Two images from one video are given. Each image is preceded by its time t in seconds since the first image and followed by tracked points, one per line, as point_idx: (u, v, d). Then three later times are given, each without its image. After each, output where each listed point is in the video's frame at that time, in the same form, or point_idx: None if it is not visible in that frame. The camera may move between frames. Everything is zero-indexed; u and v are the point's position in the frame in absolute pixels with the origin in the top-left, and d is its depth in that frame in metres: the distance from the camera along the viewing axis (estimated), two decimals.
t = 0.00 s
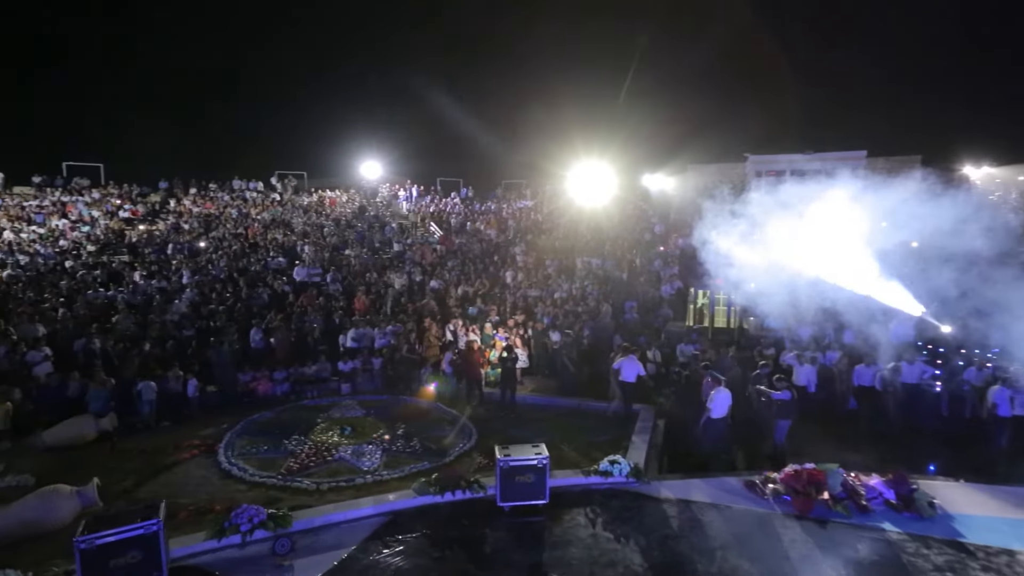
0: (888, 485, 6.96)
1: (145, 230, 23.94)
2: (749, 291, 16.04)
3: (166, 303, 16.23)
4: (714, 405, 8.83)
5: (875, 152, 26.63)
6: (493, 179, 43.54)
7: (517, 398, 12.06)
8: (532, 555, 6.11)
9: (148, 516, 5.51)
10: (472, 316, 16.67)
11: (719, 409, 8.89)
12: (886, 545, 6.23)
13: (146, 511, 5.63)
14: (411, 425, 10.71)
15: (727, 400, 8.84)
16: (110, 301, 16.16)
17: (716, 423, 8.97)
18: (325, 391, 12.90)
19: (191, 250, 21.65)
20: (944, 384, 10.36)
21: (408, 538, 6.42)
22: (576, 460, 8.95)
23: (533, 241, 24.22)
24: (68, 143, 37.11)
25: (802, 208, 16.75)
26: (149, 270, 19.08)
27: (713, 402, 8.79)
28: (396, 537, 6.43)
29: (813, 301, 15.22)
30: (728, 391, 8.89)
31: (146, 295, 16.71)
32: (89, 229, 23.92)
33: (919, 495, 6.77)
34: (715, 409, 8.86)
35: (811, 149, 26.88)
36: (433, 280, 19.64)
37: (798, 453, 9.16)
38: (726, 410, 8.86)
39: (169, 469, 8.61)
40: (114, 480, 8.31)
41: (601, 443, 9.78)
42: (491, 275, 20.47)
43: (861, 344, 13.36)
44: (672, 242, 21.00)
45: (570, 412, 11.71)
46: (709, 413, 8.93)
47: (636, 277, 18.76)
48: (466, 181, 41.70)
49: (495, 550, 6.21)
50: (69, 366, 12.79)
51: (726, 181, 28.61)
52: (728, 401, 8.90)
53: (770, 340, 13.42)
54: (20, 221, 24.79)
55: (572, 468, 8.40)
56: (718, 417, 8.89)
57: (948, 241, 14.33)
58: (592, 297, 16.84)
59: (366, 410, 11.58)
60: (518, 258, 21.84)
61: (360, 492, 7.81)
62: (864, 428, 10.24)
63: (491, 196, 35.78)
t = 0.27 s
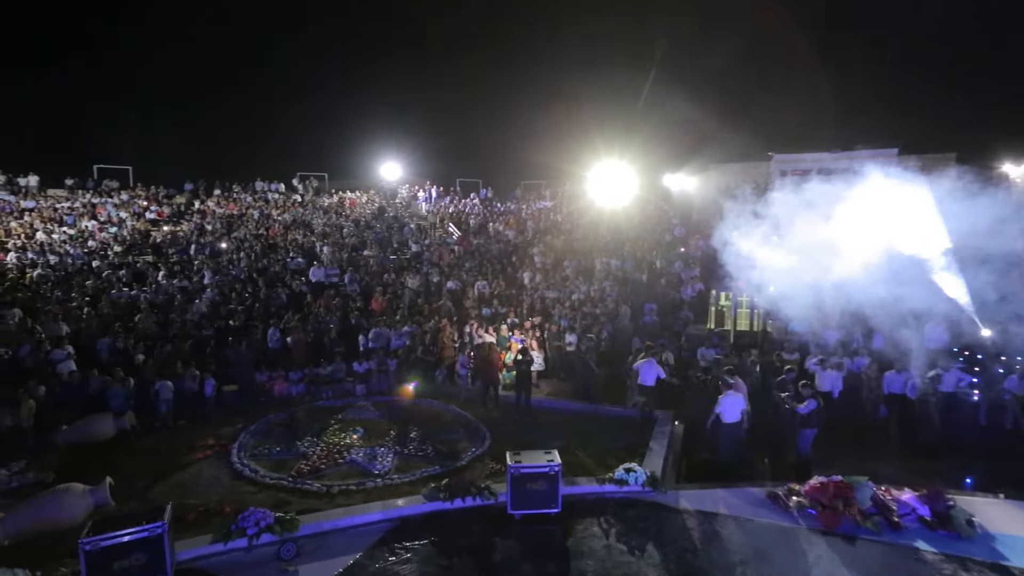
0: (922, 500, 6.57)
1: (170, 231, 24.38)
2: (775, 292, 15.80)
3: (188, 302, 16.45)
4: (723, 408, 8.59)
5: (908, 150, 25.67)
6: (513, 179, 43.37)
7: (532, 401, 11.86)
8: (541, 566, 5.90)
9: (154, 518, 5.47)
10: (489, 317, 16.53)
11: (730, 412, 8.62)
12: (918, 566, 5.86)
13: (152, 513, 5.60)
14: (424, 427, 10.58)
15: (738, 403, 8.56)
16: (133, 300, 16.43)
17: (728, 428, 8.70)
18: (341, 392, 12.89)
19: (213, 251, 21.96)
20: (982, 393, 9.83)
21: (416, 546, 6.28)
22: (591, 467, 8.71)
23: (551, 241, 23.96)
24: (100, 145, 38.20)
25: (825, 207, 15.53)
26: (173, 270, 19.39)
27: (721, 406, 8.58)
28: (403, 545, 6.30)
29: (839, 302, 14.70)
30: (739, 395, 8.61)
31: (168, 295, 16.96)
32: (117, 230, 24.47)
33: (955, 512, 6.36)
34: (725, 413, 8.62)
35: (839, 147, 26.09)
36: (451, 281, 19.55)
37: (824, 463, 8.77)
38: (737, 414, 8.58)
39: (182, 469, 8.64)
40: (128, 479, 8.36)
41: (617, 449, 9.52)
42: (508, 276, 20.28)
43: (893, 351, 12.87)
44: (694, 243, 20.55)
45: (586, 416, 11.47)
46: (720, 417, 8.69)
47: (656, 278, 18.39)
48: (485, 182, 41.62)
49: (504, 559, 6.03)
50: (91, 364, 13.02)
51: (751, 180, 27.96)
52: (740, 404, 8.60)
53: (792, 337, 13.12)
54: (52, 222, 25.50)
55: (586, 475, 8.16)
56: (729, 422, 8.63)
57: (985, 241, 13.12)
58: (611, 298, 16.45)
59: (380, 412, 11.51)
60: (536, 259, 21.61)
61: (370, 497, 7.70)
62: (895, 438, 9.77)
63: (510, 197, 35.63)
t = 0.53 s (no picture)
0: (953, 517, 6.22)
1: (187, 232, 24.65)
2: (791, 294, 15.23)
3: (202, 302, 16.55)
4: (735, 414, 8.45)
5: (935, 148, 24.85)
6: (528, 181, 43.14)
7: (542, 405, 11.64)
8: None
9: (152, 522, 5.40)
10: (501, 318, 16.34)
11: (743, 418, 8.46)
12: None
13: (150, 517, 5.52)
14: (433, 431, 10.41)
15: (749, 407, 8.42)
16: (149, 299, 16.57)
17: (742, 435, 8.51)
18: (351, 393, 12.80)
19: (229, 252, 22.13)
20: (1016, 402, 9.36)
21: (418, 554, 6.12)
22: (602, 475, 8.45)
23: (565, 242, 23.67)
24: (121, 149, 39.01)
25: (845, 207, 15.24)
26: (189, 270, 19.56)
27: (733, 411, 8.45)
28: (406, 553, 6.14)
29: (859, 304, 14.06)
30: (751, 399, 8.49)
31: (183, 295, 17.08)
32: (136, 230, 24.83)
33: (989, 530, 6.01)
34: (737, 418, 8.46)
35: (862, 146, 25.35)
36: (463, 283, 19.41)
37: (846, 474, 8.41)
38: (750, 419, 8.42)
39: (189, 469, 8.60)
40: (136, 478, 8.35)
41: (629, 456, 9.27)
42: (522, 277, 20.07)
43: (916, 358, 12.26)
44: (711, 245, 20.13)
45: (598, 421, 11.21)
46: (733, 423, 8.52)
47: (671, 280, 18.04)
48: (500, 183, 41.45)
49: (508, 570, 5.84)
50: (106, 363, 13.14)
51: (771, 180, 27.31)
52: (752, 409, 8.46)
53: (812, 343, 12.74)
54: (75, 223, 25.99)
55: (596, 483, 7.91)
56: (742, 427, 8.45)
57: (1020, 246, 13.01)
58: (627, 300, 15.96)
59: (388, 414, 11.38)
60: (550, 260, 21.35)
61: (374, 503, 7.56)
62: (924, 449, 9.34)
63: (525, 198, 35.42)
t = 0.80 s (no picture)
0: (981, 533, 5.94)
1: (201, 232, 24.84)
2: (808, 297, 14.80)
3: (214, 303, 16.60)
4: (749, 418, 8.20)
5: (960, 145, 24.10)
6: (541, 181, 42.89)
7: (551, 408, 11.45)
8: None
9: (150, 526, 5.33)
10: (511, 319, 16.17)
11: (757, 423, 8.22)
12: None
13: (148, 522, 5.43)
14: (440, 434, 10.28)
15: (764, 412, 8.17)
16: (162, 299, 16.65)
17: (753, 440, 8.27)
18: (359, 395, 12.73)
19: (241, 252, 22.23)
20: None
21: (420, 562, 5.98)
22: (611, 482, 8.25)
23: (577, 242, 23.40)
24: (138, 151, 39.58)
25: (865, 207, 14.69)
26: (201, 270, 19.67)
27: (747, 415, 8.20)
28: (407, 561, 6.00)
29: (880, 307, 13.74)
30: (767, 404, 8.24)
31: (195, 295, 17.16)
32: (151, 231, 25.07)
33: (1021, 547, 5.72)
34: (751, 423, 8.20)
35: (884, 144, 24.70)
36: (474, 284, 19.26)
37: (864, 484, 8.11)
38: (764, 424, 8.18)
39: (194, 470, 8.56)
40: (141, 479, 8.31)
41: (639, 462, 9.05)
42: (533, 278, 19.87)
43: (941, 362, 11.93)
44: (726, 246, 19.75)
45: (608, 426, 10.98)
46: (745, 427, 8.28)
47: (685, 282, 17.72)
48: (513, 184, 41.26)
49: None
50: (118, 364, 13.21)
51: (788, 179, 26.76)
52: (768, 414, 8.21)
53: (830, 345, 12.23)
54: (92, 224, 26.33)
55: (604, 491, 7.71)
56: (755, 432, 8.21)
57: None
58: (639, 302, 15.70)
59: (396, 417, 11.28)
60: (562, 260, 21.12)
61: (378, 508, 7.44)
62: (949, 458, 8.97)
63: (538, 198, 35.20)
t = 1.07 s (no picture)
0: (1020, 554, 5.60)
1: (219, 233, 25.10)
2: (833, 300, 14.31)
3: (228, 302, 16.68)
4: (767, 421, 7.90)
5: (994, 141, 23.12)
6: (558, 181, 42.56)
7: (564, 412, 11.22)
8: None
9: (148, 530, 5.25)
10: (525, 320, 15.93)
11: (774, 428, 7.92)
12: None
13: (147, 526, 5.35)
14: (450, 437, 10.12)
15: (783, 417, 7.87)
16: (178, 299, 16.79)
17: (769, 445, 7.98)
18: (370, 397, 12.64)
19: (257, 252, 22.38)
20: None
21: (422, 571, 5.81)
22: (622, 490, 8.00)
23: (593, 242, 23.08)
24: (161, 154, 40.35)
25: (890, 206, 14.09)
26: (217, 270, 19.82)
27: (765, 418, 7.90)
28: (409, 570, 5.85)
29: (908, 311, 13.30)
30: (787, 409, 7.93)
31: (210, 295, 17.27)
32: (171, 232, 25.41)
33: None
34: (768, 427, 7.91)
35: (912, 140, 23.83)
36: (487, 284, 19.07)
37: (890, 496, 7.73)
38: (782, 429, 7.87)
39: (202, 471, 8.53)
40: (150, 478, 8.30)
41: (653, 469, 8.79)
42: (547, 279, 19.62)
43: (974, 369, 11.42)
44: (746, 247, 19.27)
45: (622, 431, 10.69)
46: (762, 431, 7.99)
47: (703, 283, 17.32)
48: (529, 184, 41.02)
49: None
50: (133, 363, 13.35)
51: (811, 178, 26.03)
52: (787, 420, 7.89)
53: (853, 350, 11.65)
54: (114, 225, 26.86)
55: (615, 499, 7.47)
56: (771, 438, 7.91)
57: None
58: (655, 303, 15.37)
59: (406, 419, 11.15)
60: (577, 261, 20.84)
61: (383, 513, 7.30)
62: (982, 470, 8.51)
63: (554, 199, 34.91)
